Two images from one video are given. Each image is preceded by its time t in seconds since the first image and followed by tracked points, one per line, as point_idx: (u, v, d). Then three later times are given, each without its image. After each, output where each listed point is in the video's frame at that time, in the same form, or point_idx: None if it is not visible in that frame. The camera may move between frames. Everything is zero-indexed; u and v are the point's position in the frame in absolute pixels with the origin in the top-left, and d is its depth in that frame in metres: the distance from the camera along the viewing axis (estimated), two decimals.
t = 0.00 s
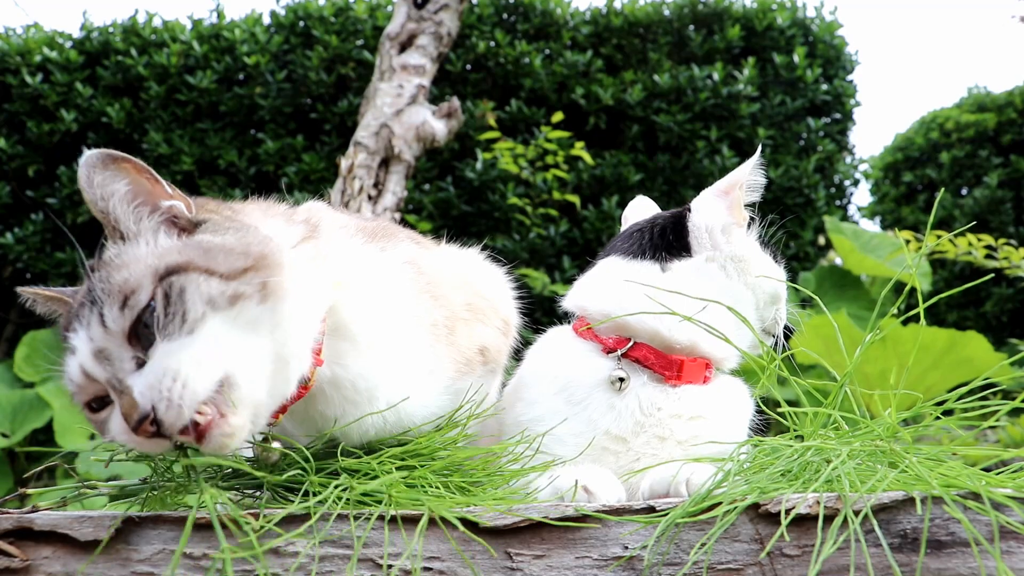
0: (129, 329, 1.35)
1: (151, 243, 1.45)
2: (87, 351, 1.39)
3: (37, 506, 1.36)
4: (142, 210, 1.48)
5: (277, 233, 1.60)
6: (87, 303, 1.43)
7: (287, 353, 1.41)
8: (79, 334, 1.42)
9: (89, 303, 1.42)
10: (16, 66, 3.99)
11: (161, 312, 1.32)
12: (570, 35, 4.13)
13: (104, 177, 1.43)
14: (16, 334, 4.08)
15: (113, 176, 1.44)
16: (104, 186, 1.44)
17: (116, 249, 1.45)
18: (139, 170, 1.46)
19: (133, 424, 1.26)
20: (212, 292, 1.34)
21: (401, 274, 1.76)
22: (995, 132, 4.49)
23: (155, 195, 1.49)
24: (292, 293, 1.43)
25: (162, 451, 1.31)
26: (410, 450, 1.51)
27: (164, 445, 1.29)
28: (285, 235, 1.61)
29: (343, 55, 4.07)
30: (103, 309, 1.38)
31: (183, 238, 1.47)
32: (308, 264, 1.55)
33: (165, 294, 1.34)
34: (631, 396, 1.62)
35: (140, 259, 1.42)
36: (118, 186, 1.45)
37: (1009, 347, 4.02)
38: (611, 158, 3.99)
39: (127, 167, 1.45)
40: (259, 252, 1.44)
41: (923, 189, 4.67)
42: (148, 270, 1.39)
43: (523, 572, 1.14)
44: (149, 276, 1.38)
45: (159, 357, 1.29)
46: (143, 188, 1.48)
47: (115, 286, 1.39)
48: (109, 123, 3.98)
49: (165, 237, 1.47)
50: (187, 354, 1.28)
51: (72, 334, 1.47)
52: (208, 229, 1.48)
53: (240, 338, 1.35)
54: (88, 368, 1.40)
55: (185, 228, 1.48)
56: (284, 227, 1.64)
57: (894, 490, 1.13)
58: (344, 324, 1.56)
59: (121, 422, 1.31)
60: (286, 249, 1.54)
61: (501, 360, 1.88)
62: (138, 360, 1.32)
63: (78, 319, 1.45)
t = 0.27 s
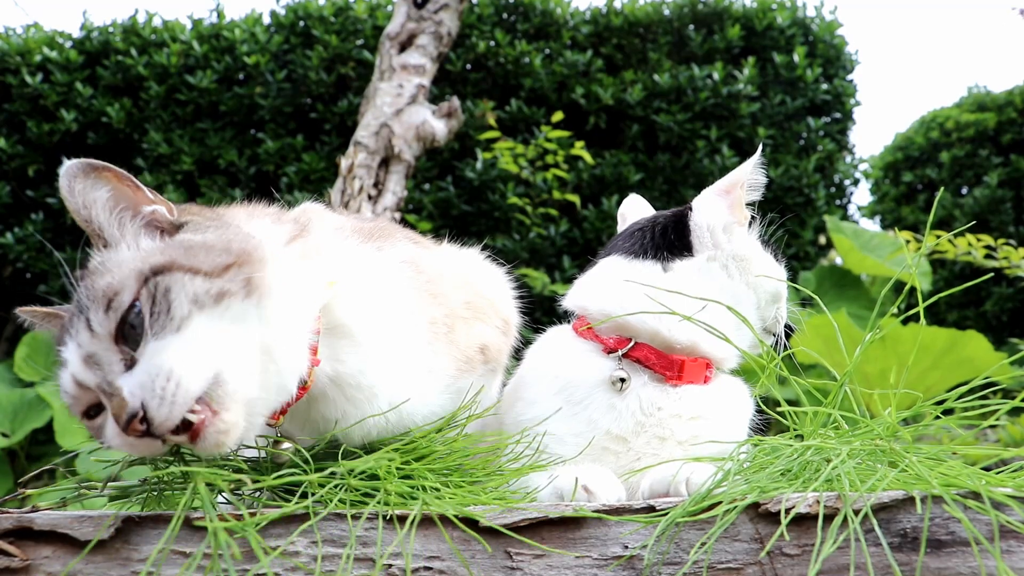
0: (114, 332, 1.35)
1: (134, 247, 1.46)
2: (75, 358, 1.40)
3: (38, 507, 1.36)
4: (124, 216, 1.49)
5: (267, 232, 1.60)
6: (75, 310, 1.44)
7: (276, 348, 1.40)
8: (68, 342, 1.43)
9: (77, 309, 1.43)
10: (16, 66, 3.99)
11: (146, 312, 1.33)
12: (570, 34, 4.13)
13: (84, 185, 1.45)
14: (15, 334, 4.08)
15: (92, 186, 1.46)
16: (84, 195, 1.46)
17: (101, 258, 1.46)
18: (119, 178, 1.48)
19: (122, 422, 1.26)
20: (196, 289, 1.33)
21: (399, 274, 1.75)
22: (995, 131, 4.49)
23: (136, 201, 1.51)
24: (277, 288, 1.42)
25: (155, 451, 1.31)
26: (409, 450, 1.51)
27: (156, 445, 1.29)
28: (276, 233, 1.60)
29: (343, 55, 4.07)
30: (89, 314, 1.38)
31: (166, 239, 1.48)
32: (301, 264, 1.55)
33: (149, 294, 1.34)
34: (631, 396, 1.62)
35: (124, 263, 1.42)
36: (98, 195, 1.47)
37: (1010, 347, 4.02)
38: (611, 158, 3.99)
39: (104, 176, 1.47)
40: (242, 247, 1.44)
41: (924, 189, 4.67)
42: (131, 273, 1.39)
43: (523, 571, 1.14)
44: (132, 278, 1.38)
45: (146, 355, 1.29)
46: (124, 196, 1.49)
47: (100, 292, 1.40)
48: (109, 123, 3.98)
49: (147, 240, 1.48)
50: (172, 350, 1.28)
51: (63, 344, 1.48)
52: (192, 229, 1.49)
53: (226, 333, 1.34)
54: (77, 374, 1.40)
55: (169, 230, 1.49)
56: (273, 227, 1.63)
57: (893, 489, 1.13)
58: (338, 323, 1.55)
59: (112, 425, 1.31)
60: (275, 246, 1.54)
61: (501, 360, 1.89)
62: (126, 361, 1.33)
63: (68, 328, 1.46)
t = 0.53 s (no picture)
0: (97, 311, 1.37)
1: (122, 231, 1.48)
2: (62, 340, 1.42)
3: (37, 506, 1.36)
4: (116, 201, 1.52)
5: (262, 227, 1.61)
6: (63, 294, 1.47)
7: (262, 337, 1.39)
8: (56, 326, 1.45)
9: (65, 292, 1.45)
10: (16, 66, 3.99)
11: (129, 293, 1.34)
12: (570, 34, 4.13)
13: (79, 169, 1.50)
14: (15, 333, 4.08)
15: (87, 169, 1.50)
16: (79, 179, 1.50)
17: (90, 241, 1.49)
18: (112, 165, 1.52)
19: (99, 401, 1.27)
20: (179, 273, 1.34)
21: (396, 272, 1.76)
22: (995, 131, 4.49)
23: (127, 187, 1.53)
24: (266, 279, 1.43)
25: (136, 434, 1.31)
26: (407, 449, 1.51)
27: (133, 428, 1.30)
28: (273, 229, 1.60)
29: (343, 54, 4.07)
30: (76, 296, 1.41)
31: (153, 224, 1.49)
32: (298, 260, 1.55)
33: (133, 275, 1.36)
34: (637, 395, 1.61)
35: (111, 245, 1.45)
36: (92, 180, 1.51)
37: (1009, 347, 4.02)
38: (611, 158, 3.99)
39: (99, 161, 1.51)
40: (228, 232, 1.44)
41: (923, 189, 4.67)
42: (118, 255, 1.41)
43: (524, 570, 1.14)
44: (117, 259, 1.40)
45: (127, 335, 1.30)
46: (118, 181, 1.53)
47: (87, 273, 1.42)
48: (109, 123, 3.98)
49: (135, 224, 1.49)
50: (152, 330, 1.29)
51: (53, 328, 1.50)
52: (179, 214, 1.50)
53: (210, 318, 1.34)
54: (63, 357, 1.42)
55: (157, 215, 1.50)
56: (265, 220, 1.62)
57: (894, 488, 1.13)
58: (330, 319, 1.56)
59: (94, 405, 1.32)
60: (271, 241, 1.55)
61: (501, 358, 1.88)
62: (107, 341, 1.34)
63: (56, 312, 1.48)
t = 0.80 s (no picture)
0: (92, 302, 1.37)
1: (116, 225, 1.48)
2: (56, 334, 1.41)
3: (37, 505, 1.35)
4: (111, 197, 1.52)
5: (256, 225, 1.61)
6: (56, 288, 1.47)
7: (255, 330, 1.39)
8: (50, 319, 1.45)
9: (59, 284, 1.46)
10: (16, 65, 3.99)
11: (122, 285, 1.34)
12: (570, 34, 4.13)
13: (76, 165, 1.51)
14: (15, 333, 4.07)
15: (84, 166, 1.51)
16: (74, 175, 1.51)
17: (85, 235, 1.49)
18: (108, 161, 1.52)
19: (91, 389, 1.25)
20: (172, 266, 1.34)
21: (391, 272, 1.76)
22: (995, 131, 4.49)
23: (122, 184, 1.53)
24: (259, 273, 1.43)
25: (129, 425, 1.30)
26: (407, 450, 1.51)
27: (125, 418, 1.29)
28: (265, 227, 1.61)
29: (343, 54, 4.07)
30: (71, 287, 1.41)
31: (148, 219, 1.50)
32: (290, 259, 1.55)
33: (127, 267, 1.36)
34: (675, 376, 1.59)
35: (105, 239, 1.45)
36: (89, 176, 1.51)
37: (1009, 347, 4.02)
38: (612, 157, 3.99)
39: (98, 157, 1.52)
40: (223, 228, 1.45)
41: (923, 189, 4.67)
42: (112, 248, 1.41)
43: (524, 570, 1.14)
44: (112, 252, 1.40)
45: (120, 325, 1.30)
46: (112, 177, 1.53)
47: (82, 266, 1.42)
48: (109, 123, 3.98)
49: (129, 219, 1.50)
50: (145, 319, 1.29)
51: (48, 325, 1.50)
52: (174, 211, 1.50)
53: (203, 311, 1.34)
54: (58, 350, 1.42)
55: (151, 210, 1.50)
56: (255, 219, 1.63)
57: (893, 488, 1.13)
58: (322, 318, 1.54)
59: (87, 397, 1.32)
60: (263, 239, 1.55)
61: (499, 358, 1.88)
62: (101, 333, 1.34)
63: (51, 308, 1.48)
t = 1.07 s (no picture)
0: (81, 312, 1.37)
1: (105, 235, 1.49)
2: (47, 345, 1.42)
3: (37, 506, 1.35)
4: (102, 207, 1.53)
5: (247, 229, 1.61)
6: (47, 298, 1.47)
7: (244, 337, 1.39)
8: (41, 329, 1.46)
9: (50, 293, 1.46)
10: (16, 65, 3.99)
11: (109, 294, 1.34)
12: (570, 34, 4.13)
13: (68, 175, 1.52)
14: (15, 333, 4.08)
15: (76, 176, 1.52)
16: (65, 186, 1.52)
17: (76, 245, 1.50)
18: (99, 173, 1.53)
19: (82, 399, 1.28)
20: (160, 274, 1.34)
21: (384, 272, 1.75)
22: (995, 131, 4.49)
23: (113, 195, 1.54)
24: (247, 277, 1.42)
25: (117, 432, 1.31)
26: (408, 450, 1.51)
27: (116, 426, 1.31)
28: (254, 230, 1.61)
29: (343, 54, 4.07)
30: (60, 297, 1.41)
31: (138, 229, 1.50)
32: (278, 261, 1.55)
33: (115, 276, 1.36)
34: (684, 376, 1.61)
35: (95, 248, 1.45)
36: (80, 185, 1.53)
37: (1009, 347, 4.02)
38: (612, 157, 3.99)
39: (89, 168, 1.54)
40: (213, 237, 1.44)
41: (923, 189, 4.67)
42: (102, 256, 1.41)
43: (524, 570, 1.14)
44: (102, 261, 1.40)
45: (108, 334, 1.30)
46: (102, 189, 1.54)
47: (71, 275, 1.42)
48: (109, 122, 3.98)
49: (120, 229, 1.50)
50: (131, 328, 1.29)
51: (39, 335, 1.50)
52: (164, 220, 1.50)
53: (191, 318, 1.34)
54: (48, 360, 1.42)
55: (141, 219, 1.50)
56: (244, 225, 1.64)
57: (893, 488, 1.13)
58: (315, 318, 1.55)
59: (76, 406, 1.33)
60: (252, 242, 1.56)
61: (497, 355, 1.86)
62: (90, 342, 1.34)
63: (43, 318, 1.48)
